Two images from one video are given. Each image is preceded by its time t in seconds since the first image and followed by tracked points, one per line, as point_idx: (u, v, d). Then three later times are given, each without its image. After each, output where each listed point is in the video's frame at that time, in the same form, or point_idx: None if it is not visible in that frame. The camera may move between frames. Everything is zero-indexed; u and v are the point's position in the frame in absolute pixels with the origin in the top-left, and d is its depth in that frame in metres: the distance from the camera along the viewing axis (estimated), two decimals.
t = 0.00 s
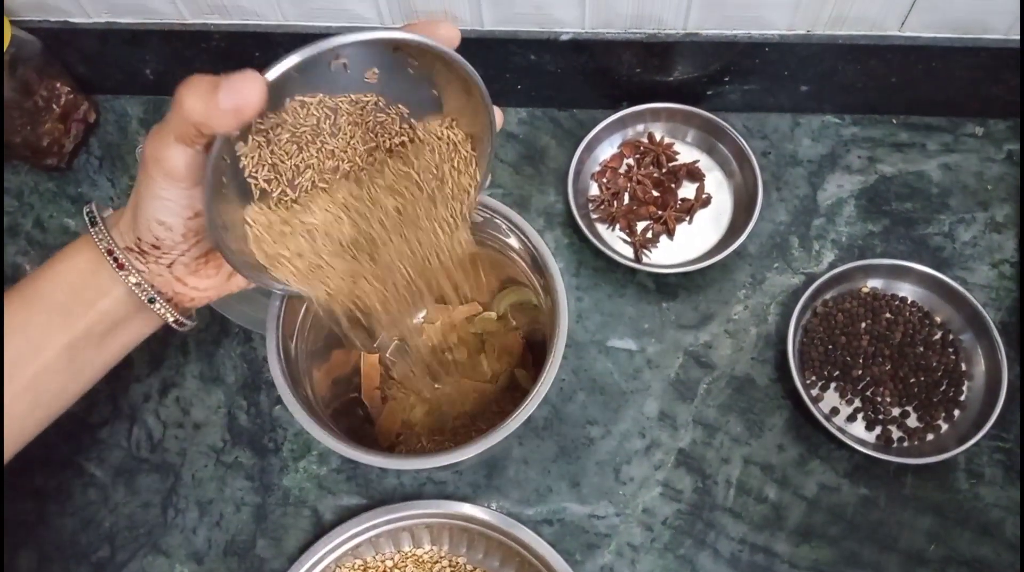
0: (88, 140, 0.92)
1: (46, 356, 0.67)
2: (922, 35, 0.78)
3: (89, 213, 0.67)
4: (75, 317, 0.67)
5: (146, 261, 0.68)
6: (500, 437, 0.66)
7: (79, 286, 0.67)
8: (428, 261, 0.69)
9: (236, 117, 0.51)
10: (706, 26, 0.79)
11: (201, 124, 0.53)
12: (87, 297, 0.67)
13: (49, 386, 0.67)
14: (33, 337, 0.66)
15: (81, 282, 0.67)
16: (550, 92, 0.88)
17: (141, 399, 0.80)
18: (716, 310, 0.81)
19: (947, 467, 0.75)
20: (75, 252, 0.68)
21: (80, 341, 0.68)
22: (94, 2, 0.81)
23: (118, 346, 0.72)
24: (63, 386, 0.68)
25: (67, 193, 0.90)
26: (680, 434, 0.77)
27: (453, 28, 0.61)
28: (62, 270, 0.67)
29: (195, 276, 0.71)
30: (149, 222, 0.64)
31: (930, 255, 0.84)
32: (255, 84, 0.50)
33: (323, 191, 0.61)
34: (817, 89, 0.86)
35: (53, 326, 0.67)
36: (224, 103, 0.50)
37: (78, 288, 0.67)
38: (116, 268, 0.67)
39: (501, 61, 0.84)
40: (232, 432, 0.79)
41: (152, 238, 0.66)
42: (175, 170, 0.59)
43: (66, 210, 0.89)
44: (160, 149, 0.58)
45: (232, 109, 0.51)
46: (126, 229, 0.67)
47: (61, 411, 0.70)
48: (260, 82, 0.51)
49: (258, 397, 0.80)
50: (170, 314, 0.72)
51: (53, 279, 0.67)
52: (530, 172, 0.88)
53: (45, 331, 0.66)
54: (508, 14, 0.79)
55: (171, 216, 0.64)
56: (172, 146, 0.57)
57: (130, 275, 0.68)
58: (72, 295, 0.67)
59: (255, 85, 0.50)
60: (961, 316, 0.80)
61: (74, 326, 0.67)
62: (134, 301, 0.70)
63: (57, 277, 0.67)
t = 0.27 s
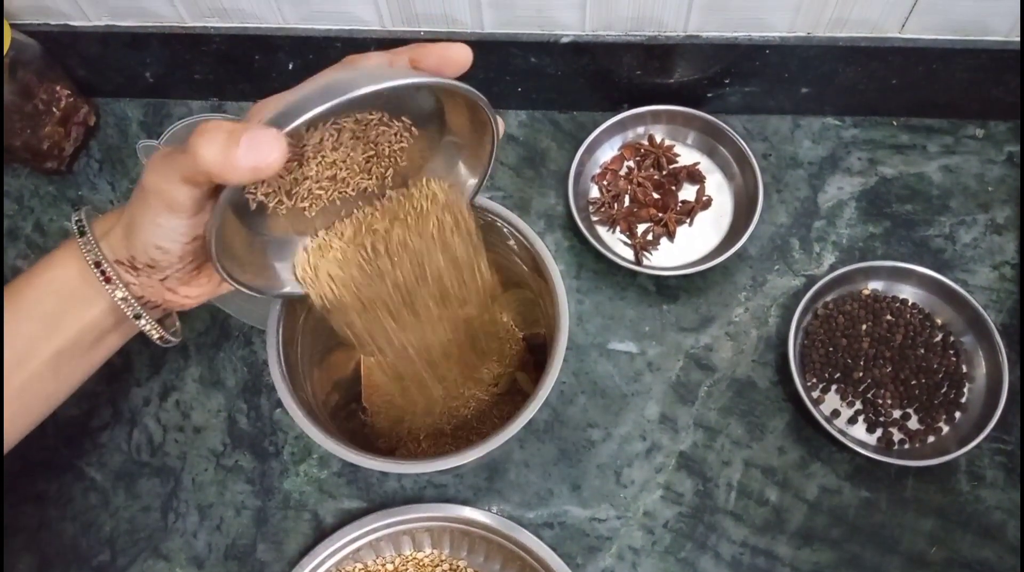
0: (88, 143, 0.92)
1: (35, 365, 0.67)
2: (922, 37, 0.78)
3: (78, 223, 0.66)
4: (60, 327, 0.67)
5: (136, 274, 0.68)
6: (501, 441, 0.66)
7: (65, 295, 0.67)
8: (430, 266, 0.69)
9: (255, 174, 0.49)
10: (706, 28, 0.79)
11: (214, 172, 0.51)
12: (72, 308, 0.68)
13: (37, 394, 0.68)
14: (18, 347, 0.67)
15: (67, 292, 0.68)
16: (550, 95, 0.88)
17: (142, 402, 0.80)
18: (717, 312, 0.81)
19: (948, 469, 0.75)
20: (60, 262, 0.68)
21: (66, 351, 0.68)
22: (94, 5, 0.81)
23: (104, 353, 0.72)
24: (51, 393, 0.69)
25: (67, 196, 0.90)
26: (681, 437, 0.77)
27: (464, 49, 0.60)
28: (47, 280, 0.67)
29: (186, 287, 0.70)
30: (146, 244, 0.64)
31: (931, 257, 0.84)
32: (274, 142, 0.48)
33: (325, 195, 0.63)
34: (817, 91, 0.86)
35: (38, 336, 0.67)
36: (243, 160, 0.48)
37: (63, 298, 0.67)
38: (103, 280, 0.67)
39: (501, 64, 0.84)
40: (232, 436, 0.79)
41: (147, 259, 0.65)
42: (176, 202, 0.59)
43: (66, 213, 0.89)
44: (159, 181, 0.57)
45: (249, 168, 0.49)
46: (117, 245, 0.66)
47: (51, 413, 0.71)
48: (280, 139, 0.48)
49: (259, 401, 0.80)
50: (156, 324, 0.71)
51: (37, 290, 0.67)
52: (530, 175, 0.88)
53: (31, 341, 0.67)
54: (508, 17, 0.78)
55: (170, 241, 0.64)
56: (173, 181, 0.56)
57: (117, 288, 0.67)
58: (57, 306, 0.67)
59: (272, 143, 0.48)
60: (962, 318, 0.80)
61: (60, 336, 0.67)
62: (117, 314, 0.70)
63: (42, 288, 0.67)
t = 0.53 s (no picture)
0: (89, 144, 0.92)
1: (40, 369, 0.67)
2: (923, 37, 0.78)
3: (89, 235, 0.66)
4: (67, 334, 0.67)
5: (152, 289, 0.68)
6: (505, 441, 0.67)
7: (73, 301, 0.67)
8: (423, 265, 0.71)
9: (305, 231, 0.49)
10: (708, 28, 0.79)
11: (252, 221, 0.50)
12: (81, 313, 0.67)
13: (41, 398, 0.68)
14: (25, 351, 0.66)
15: (75, 296, 0.67)
16: (551, 95, 0.88)
17: (143, 403, 0.80)
18: (718, 312, 0.81)
19: (950, 469, 0.75)
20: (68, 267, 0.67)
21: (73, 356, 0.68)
22: (95, 6, 0.81)
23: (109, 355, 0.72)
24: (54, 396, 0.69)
25: (67, 197, 0.90)
26: (683, 437, 0.77)
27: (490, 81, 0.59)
28: (55, 284, 0.67)
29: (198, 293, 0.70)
30: (171, 270, 0.64)
31: (933, 257, 0.84)
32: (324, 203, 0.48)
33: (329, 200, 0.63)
34: (818, 91, 0.86)
35: (44, 341, 0.67)
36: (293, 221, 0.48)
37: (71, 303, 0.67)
38: (117, 295, 0.67)
39: (503, 64, 0.84)
40: (234, 436, 0.79)
41: (170, 281, 0.66)
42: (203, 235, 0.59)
43: (67, 214, 0.89)
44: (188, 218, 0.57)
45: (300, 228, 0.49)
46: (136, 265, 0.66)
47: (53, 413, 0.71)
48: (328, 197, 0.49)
49: (260, 401, 0.80)
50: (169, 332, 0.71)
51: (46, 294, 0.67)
52: (532, 175, 0.88)
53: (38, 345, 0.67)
54: (509, 17, 0.78)
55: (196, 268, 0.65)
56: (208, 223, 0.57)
57: (132, 302, 0.67)
58: (65, 311, 0.67)
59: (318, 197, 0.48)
60: (964, 317, 0.80)
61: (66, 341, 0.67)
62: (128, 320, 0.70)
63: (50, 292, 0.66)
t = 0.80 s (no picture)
0: (89, 144, 0.92)
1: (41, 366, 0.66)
2: (924, 37, 0.78)
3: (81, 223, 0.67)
4: (68, 330, 0.67)
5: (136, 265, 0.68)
6: (507, 440, 0.67)
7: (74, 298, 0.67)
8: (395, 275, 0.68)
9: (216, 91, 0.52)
10: (708, 28, 0.79)
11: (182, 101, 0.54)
12: (83, 306, 0.68)
13: (44, 396, 0.67)
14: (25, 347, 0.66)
15: (76, 291, 0.68)
16: (552, 95, 0.88)
17: (143, 403, 0.80)
18: (718, 312, 0.81)
19: (951, 469, 0.75)
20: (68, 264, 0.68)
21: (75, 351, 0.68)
22: (95, 6, 0.81)
23: (111, 359, 0.71)
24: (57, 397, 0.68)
25: (67, 197, 0.90)
26: (684, 437, 0.76)
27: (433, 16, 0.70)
28: (55, 281, 0.67)
29: (188, 281, 0.72)
30: (138, 217, 0.64)
31: (933, 257, 0.84)
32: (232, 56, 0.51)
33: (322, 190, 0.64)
34: (819, 91, 0.86)
35: (46, 339, 0.66)
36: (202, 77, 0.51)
37: (73, 297, 0.67)
38: (106, 274, 0.67)
39: (503, 64, 0.84)
40: (234, 436, 0.79)
41: (141, 236, 0.66)
42: (159, 157, 0.60)
43: (67, 214, 0.89)
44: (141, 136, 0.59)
45: (211, 82, 0.51)
46: (116, 236, 0.67)
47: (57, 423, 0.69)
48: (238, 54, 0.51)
49: (261, 401, 0.80)
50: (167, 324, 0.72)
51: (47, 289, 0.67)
52: (532, 175, 0.88)
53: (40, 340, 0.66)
54: (509, 17, 0.78)
55: (160, 210, 0.64)
56: (153, 129, 0.58)
57: (119, 280, 0.67)
58: (66, 304, 0.67)
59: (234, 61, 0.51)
60: (965, 317, 0.80)
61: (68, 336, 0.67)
62: (127, 310, 0.70)
63: (51, 287, 0.67)
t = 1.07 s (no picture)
0: (87, 143, 0.92)
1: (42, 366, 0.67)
2: (923, 35, 0.78)
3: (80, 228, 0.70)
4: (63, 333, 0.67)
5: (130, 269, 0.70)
6: (508, 437, 0.67)
7: (70, 301, 0.68)
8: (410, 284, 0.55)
9: (213, 87, 0.55)
10: (708, 26, 0.79)
11: (182, 100, 0.58)
12: (79, 308, 0.68)
13: (44, 394, 0.67)
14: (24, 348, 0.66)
15: (71, 295, 0.68)
16: (551, 93, 0.88)
17: (142, 402, 0.80)
18: (718, 311, 0.81)
19: (950, 467, 0.75)
20: (62, 270, 0.69)
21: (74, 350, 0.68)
22: (94, 5, 0.81)
23: (104, 366, 0.71)
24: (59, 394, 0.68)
25: (66, 196, 0.89)
26: (683, 436, 0.76)
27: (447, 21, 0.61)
28: (51, 285, 0.68)
29: (184, 289, 0.73)
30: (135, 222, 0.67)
31: (932, 256, 0.84)
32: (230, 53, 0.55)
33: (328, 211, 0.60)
34: (819, 89, 0.86)
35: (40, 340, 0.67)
36: (202, 72, 0.55)
37: (70, 299, 0.68)
38: (100, 280, 0.69)
39: (502, 62, 0.83)
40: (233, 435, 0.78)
41: (138, 242, 0.68)
42: (155, 158, 0.63)
43: (66, 213, 0.89)
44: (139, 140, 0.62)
45: (209, 81, 0.55)
46: (113, 239, 0.69)
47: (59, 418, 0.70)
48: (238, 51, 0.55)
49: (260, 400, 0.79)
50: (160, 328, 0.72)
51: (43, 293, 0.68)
52: (531, 174, 0.88)
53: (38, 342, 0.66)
54: (509, 16, 0.78)
55: (155, 215, 0.67)
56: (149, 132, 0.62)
57: (113, 285, 0.69)
58: (63, 305, 0.68)
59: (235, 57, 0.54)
60: (964, 316, 0.80)
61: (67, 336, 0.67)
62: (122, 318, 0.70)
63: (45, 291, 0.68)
